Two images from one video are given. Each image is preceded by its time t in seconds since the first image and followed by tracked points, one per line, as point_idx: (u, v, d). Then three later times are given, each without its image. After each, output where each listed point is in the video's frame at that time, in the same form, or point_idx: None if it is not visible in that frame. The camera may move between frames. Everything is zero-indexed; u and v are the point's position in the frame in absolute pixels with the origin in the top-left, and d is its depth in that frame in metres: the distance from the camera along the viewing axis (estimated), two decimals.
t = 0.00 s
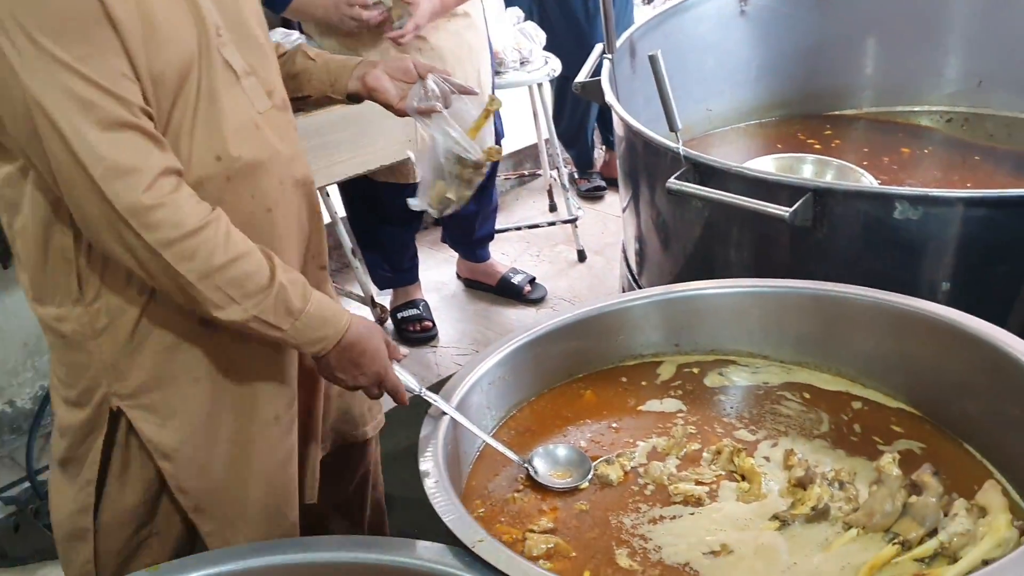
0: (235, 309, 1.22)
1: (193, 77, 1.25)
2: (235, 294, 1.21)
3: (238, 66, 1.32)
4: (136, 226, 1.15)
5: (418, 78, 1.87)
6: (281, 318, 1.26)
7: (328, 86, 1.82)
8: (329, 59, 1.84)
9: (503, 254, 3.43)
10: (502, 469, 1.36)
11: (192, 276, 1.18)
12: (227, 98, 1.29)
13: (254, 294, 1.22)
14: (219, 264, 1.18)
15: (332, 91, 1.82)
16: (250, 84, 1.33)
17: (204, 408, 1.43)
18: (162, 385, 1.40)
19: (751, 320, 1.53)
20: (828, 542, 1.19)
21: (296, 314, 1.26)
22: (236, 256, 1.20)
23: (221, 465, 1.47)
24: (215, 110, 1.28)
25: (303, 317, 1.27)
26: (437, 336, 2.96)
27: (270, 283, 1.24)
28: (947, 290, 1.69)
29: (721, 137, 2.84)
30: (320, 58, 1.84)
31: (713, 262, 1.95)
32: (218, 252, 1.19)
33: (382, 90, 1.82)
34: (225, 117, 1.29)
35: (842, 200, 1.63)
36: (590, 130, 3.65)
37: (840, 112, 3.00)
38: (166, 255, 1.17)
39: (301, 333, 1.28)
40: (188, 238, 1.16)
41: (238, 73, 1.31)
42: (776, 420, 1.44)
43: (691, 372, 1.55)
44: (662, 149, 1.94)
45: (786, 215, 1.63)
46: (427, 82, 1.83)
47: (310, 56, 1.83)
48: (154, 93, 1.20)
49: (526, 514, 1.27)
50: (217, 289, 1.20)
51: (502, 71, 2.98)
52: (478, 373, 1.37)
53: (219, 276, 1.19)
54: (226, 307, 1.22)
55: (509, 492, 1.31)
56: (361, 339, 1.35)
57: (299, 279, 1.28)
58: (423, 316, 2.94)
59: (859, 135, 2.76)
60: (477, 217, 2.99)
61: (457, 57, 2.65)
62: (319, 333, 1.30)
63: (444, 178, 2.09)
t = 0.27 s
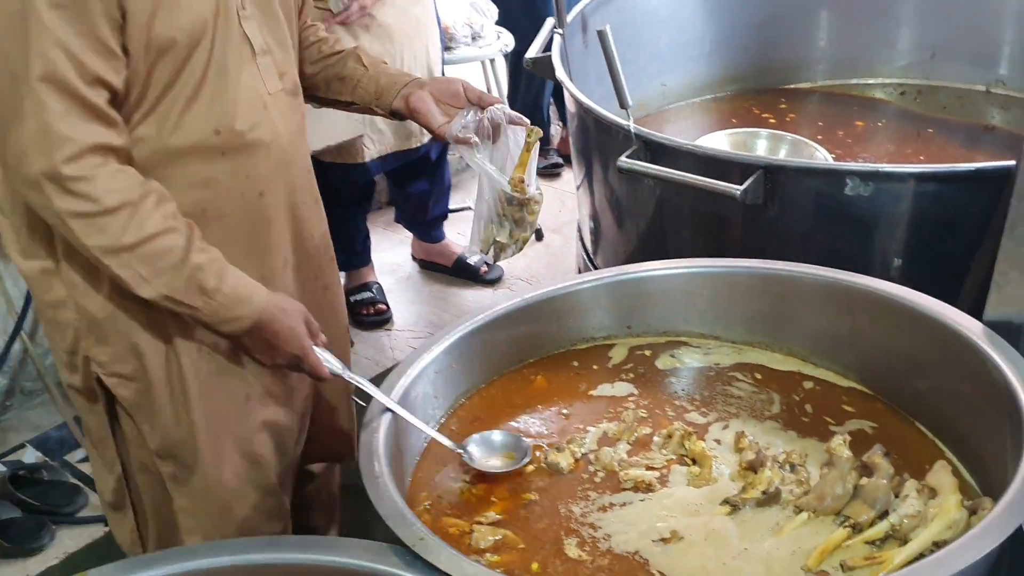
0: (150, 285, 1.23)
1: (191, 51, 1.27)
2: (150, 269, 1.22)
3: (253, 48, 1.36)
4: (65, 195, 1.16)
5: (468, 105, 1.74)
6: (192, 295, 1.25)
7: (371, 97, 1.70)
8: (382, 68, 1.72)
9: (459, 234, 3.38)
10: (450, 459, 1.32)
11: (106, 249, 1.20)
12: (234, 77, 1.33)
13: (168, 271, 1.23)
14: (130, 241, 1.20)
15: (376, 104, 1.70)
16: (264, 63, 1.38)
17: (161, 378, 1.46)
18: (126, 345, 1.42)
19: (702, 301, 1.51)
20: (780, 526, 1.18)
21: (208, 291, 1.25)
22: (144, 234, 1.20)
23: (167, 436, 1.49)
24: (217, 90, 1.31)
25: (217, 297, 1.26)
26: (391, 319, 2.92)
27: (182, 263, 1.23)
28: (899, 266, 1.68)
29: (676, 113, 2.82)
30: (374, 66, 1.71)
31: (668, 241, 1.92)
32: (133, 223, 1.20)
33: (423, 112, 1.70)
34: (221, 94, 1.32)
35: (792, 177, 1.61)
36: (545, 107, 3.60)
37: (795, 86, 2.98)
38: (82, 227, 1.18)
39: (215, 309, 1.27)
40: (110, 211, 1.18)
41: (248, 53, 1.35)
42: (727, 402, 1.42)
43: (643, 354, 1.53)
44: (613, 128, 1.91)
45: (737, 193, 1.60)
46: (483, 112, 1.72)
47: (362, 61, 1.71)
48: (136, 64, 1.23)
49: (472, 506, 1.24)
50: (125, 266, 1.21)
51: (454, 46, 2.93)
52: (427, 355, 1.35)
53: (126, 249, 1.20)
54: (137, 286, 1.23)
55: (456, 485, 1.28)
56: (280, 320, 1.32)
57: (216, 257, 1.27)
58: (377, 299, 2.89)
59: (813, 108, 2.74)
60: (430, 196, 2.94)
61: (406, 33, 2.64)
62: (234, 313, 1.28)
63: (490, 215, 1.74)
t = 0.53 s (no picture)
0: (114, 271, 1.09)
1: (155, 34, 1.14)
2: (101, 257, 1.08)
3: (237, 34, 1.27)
4: None
5: (464, 127, 1.53)
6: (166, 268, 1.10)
7: (363, 118, 1.53)
8: (376, 85, 1.54)
9: (416, 214, 3.34)
10: (394, 449, 1.29)
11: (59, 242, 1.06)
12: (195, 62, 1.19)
13: (131, 253, 1.08)
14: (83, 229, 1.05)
15: (367, 125, 1.53)
16: (240, 48, 1.27)
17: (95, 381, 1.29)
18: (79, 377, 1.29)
19: (653, 283, 1.49)
20: (728, 513, 1.16)
21: (183, 262, 1.10)
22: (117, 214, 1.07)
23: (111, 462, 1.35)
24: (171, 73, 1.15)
25: (194, 264, 1.11)
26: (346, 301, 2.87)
27: (150, 239, 1.09)
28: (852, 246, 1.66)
29: (633, 91, 2.79)
30: (367, 84, 1.54)
31: (623, 221, 1.89)
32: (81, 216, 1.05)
33: (421, 135, 1.50)
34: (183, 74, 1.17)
35: (745, 156, 1.59)
36: (503, 84, 3.56)
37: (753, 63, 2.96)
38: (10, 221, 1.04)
39: (193, 279, 1.11)
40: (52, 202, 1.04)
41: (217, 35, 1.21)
42: (679, 386, 1.40)
43: (594, 338, 1.51)
44: (567, 106, 1.87)
45: (690, 174, 1.58)
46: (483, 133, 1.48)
47: (353, 77, 1.53)
48: (87, 51, 1.09)
49: (417, 496, 1.20)
50: (86, 252, 1.07)
51: (409, 22, 2.90)
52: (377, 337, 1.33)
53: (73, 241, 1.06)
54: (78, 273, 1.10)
55: (400, 475, 1.24)
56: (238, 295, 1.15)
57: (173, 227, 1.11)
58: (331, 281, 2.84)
59: (771, 86, 2.71)
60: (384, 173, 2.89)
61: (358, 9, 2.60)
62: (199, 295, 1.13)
63: (487, 237, 1.41)
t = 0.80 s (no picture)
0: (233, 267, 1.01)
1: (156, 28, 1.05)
2: (240, 249, 1.00)
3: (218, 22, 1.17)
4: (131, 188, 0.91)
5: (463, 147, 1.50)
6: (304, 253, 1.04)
7: (360, 132, 1.47)
8: (376, 97, 1.48)
9: (392, 196, 3.29)
10: (355, 445, 1.25)
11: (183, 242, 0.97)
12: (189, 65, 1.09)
13: (268, 241, 1.02)
14: (218, 219, 0.98)
15: (363, 140, 1.47)
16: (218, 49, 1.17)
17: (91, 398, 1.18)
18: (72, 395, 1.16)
19: (624, 269, 1.46)
20: (697, 510, 1.12)
21: (321, 246, 1.05)
22: (247, 203, 1.00)
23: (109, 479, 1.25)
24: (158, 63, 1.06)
25: (329, 249, 1.05)
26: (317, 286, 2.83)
27: (283, 226, 1.03)
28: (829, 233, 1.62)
29: (610, 71, 2.74)
30: (367, 95, 1.47)
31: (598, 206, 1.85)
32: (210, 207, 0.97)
33: (422, 153, 1.47)
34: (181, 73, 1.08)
35: (721, 139, 1.55)
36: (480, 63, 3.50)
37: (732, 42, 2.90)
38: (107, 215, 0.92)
39: (326, 265, 1.05)
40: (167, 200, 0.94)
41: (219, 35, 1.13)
42: (650, 376, 1.36)
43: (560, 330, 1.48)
44: (538, 88, 1.82)
45: (663, 158, 1.54)
46: (477, 151, 1.43)
47: (353, 88, 1.47)
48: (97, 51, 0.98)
49: (378, 495, 1.16)
50: (228, 245, 0.99)
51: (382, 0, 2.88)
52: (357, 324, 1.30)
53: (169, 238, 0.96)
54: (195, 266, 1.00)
55: (361, 471, 1.20)
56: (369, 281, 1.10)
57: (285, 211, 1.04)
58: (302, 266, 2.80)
59: (750, 66, 2.67)
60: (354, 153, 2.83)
61: None
62: (334, 282, 1.07)
63: (473, 254, 1.35)
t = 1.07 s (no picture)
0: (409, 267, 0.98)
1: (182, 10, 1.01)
2: (399, 246, 0.97)
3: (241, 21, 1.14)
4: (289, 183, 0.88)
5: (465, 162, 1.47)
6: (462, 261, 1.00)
7: (360, 149, 1.43)
8: (378, 114, 1.43)
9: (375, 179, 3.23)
10: (320, 445, 1.20)
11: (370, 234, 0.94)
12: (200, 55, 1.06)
13: (426, 240, 0.98)
14: (379, 217, 0.94)
15: (362, 157, 1.43)
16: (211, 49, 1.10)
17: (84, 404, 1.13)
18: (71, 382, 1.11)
19: (604, 261, 1.42)
20: (672, 513, 1.08)
21: (470, 251, 1.01)
22: (403, 205, 0.97)
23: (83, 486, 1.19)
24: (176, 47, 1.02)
25: (472, 257, 1.01)
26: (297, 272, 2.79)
27: (436, 226, 0.99)
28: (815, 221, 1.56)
29: (596, 51, 2.67)
30: (368, 111, 1.43)
31: (579, 192, 1.79)
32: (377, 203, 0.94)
33: (421, 169, 1.41)
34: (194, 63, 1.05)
35: (703, 124, 1.49)
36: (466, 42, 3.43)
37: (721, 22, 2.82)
38: (278, 209, 0.89)
39: (471, 273, 1.01)
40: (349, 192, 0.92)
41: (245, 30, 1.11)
42: (628, 372, 1.31)
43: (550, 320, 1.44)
44: (517, 70, 1.76)
45: (643, 144, 1.49)
46: (478, 166, 1.41)
47: (353, 104, 1.41)
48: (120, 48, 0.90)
49: (342, 498, 1.12)
50: (386, 241, 0.96)
51: None
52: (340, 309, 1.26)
53: (375, 226, 0.94)
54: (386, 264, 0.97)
55: (324, 473, 1.16)
56: (519, 283, 1.05)
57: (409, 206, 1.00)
58: (281, 251, 2.75)
59: (740, 47, 2.60)
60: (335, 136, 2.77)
61: None
62: (474, 287, 1.02)
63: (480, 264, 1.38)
